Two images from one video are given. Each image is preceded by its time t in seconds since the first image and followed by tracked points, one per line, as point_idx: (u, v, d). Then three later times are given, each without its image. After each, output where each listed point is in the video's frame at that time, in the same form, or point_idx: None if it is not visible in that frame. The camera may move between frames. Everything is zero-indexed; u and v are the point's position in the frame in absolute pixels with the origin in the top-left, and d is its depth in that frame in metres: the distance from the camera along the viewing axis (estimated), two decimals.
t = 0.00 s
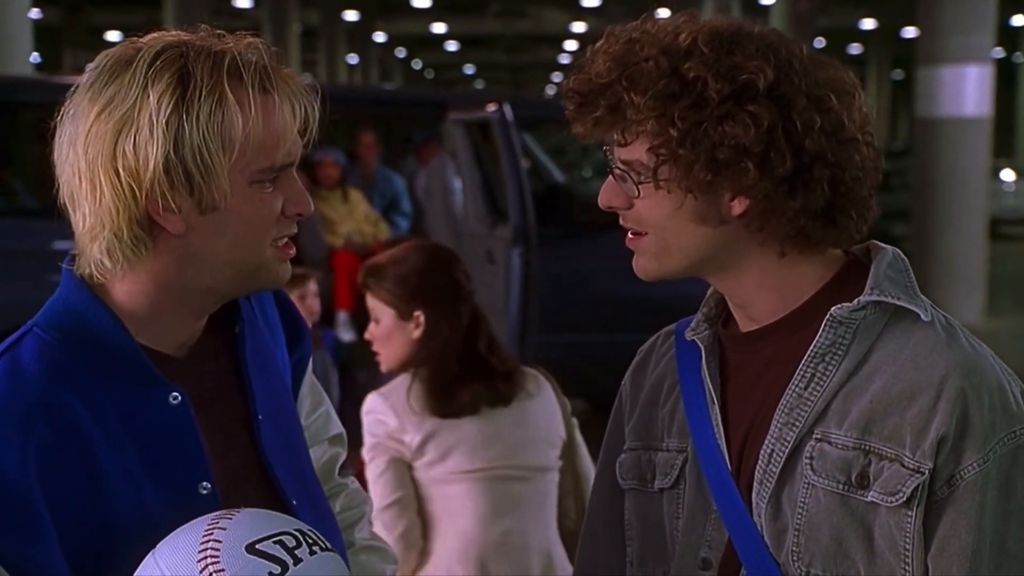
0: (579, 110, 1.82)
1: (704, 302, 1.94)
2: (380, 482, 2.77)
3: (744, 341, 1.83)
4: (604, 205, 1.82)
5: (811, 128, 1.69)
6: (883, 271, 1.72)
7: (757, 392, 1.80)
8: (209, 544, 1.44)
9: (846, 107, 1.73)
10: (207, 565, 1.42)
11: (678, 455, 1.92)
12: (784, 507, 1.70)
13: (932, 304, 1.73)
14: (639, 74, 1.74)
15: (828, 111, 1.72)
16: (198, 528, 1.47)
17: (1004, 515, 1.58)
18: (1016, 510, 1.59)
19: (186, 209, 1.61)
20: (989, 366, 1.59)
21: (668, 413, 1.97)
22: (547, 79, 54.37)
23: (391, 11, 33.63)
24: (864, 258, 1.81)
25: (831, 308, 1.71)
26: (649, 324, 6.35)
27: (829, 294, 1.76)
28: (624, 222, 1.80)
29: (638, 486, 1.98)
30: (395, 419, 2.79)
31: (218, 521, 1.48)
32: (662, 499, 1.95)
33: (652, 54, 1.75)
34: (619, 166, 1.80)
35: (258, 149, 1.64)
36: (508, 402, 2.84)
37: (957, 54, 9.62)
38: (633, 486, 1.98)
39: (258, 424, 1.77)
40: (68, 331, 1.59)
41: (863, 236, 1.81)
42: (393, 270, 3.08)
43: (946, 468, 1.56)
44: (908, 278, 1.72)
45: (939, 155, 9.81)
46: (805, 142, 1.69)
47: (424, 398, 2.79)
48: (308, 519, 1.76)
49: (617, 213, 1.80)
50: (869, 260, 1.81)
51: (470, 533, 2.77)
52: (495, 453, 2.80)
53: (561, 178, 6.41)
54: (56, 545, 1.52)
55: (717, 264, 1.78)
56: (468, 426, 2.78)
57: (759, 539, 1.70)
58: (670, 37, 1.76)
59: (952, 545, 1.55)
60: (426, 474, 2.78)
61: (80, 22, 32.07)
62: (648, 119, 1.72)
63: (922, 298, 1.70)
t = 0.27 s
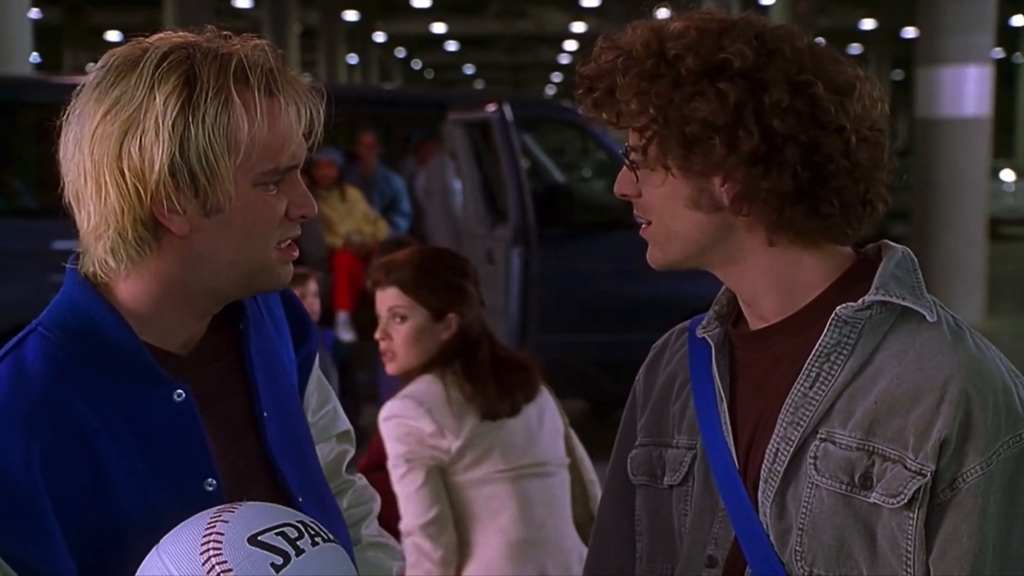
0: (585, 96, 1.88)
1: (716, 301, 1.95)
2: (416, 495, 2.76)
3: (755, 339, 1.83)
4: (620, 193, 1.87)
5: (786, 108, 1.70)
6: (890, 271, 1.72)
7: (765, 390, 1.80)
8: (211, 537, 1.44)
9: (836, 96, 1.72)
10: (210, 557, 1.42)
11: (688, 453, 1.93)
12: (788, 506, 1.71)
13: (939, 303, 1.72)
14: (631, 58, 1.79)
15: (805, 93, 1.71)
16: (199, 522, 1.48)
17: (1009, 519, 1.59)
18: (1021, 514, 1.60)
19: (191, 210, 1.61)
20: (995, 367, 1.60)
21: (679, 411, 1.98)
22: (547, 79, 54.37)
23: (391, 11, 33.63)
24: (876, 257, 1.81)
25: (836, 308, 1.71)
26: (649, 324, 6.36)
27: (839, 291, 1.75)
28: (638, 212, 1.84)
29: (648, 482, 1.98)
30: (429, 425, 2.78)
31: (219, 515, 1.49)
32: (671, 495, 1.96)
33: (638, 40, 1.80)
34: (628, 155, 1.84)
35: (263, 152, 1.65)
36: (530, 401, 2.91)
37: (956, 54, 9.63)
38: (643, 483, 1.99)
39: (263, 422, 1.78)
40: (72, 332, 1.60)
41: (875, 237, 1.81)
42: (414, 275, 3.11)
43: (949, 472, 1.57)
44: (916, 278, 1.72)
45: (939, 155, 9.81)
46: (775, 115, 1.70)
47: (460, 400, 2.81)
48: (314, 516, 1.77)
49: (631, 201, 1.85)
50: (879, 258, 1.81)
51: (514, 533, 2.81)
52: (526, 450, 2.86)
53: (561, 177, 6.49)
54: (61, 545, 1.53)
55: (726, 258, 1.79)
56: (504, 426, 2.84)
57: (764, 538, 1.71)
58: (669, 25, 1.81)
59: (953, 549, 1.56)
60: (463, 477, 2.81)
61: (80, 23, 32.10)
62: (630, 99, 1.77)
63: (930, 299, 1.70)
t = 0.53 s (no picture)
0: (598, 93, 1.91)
1: (724, 298, 1.96)
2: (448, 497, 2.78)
3: (762, 335, 1.84)
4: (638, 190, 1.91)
5: (755, 100, 1.69)
6: (891, 272, 1.73)
7: (766, 389, 1.81)
8: (215, 536, 1.45)
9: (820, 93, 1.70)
10: (214, 555, 1.43)
11: (693, 450, 1.93)
12: (785, 506, 1.73)
13: (941, 303, 1.72)
14: (632, 57, 1.82)
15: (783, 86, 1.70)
16: (203, 521, 1.49)
17: (1004, 522, 1.58)
18: (1018, 517, 1.59)
19: (197, 214, 1.62)
20: (993, 369, 1.59)
21: (687, 408, 1.99)
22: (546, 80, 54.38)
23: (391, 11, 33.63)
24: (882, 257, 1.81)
25: (835, 306, 1.72)
26: (650, 324, 6.37)
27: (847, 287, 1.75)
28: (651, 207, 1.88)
29: (656, 478, 2.00)
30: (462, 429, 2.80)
31: (223, 514, 1.50)
32: (677, 492, 1.97)
33: (640, 36, 1.83)
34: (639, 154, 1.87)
35: (271, 157, 1.66)
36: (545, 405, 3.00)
37: (957, 54, 9.64)
38: (651, 478, 2.00)
39: (266, 419, 1.79)
40: (75, 331, 1.61)
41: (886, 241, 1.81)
42: (431, 279, 3.15)
43: (942, 474, 1.57)
44: (919, 279, 1.73)
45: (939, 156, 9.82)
46: (739, 106, 1.70)
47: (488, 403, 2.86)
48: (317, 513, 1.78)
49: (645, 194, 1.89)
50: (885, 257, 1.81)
51: (544, 533, 2.85)
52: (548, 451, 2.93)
53: (560, 178, 6.58)
54: (65, 544, 1.53)
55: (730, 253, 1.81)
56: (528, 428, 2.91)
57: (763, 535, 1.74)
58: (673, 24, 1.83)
59: (945, 551, 1.56)
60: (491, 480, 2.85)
61: (81, 23, 32.13)
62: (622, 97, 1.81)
63: (931, 300, 1.70)
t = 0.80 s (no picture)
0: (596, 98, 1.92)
1: (726, 298, 1.97)
2: (470, 500, 2.81)
3: (763, 334, 1.84)
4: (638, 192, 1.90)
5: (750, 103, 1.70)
6: (891, 272, 1.73)
7: (766, 389, 1.82)
8: (216, 534, 1.46)
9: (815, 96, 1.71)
10: (215, 552, 1.44)
11: (694, 449, 1.94)
12: (783, 505, 1.74)
13: (939, 304, 1.72)
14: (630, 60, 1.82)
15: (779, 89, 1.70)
16: (204, 519, 1.49)
17: (999, 523, 1.58)
18: (1013, 517, 1.59)
19: (207, 216, 1.63)
20: (990, 371, 1.59)
21: (689, 408, 2.00)
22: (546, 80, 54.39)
23: (391, 11, 33.65)
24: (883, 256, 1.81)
25: (832, 307, 1.73)
26: (650, 324, 6.38)
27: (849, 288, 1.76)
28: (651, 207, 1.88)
29: (658, 477, 2.00)
30: (484, 433, 2.81)
31: (224, 511, 1.50)
32: (679, 491, 1.97)
33: (636, 40, 1.84)
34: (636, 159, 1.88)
35: (279, 161, 1.66)
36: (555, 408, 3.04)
37: (956, 55, 9.62)
38: (653, 477, 2.01)
39: (265, 418, 1.79)
40: (76, 331, 1.61)
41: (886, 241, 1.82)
42: (437, 279, 3.09)
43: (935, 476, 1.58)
44: (918, 279, 1.73)
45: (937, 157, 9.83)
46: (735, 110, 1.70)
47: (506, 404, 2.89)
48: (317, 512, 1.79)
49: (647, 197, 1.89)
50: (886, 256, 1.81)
51: (558, 533, 2.88)
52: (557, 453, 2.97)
53: (560, 177, 6.54)
54: (65, 543, 1.54)
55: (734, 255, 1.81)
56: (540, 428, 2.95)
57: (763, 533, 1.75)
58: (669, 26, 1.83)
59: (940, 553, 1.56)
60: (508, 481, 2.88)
61: (80, 22, 32.12)
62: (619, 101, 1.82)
63: (930, 301, 1.70)
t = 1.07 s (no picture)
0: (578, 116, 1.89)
1: (717, 294, 1.98)
2: (470, 496, 2.81)
3: (757, 330, 1.86)
4: (611, 214, 1.89)
5: (728, 128, 1.72)
6: (893, 260, 1.75)
7: (768, 386, 1.83)
8: (216, 536, 1.46)
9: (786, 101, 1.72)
10: (215, 554, 1.43)
11: (692, 445, 1.94)
12: (799, 495, 1.73)
13: (949, 293, 1.75)
14: (634, 71, 1.80)
15: (744, 106, 1.71)
16: (203, 521, 1.49)
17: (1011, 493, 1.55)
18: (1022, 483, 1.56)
19: (240, 215, 1.64)
20: (996, 341, 1.61)
21: (684, 401, 2.00)
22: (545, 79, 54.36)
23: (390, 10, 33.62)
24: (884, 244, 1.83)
25: (836, 296, 1.75)
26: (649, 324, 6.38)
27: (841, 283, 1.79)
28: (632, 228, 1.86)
29: (656, 472, 1.99)
30: (487, 429, 2.81)
31: (223, 513, 1.50)
32: (678, 487, 1.96)
33: (599, 66, 1.86)
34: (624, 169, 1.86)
35: (306, 161, 1.71)
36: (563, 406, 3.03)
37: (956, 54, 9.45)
38: (652, 472, 2.00)
39: (260, 420, 1.80)
40: (75, 333, 1.60)
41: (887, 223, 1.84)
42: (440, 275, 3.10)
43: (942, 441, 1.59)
44: (921, 267, 1.76)
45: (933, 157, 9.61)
46: (723, 135, 1.72)
47: (512, 401, 2.88)
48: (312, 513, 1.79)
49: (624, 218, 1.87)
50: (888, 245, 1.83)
51: (560, 532, 2.88)
52: (563, 451, 2.96)
53: (560, 178, 6.44)
54: (64, 544, 1.53)
55: (738, 263, 1.81)
56: (546, 423, 2.94)
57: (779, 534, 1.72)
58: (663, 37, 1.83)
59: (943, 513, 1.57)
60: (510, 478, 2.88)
61: (79, 22, 32.14)
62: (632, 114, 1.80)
63: (934, 288, 1.73)
